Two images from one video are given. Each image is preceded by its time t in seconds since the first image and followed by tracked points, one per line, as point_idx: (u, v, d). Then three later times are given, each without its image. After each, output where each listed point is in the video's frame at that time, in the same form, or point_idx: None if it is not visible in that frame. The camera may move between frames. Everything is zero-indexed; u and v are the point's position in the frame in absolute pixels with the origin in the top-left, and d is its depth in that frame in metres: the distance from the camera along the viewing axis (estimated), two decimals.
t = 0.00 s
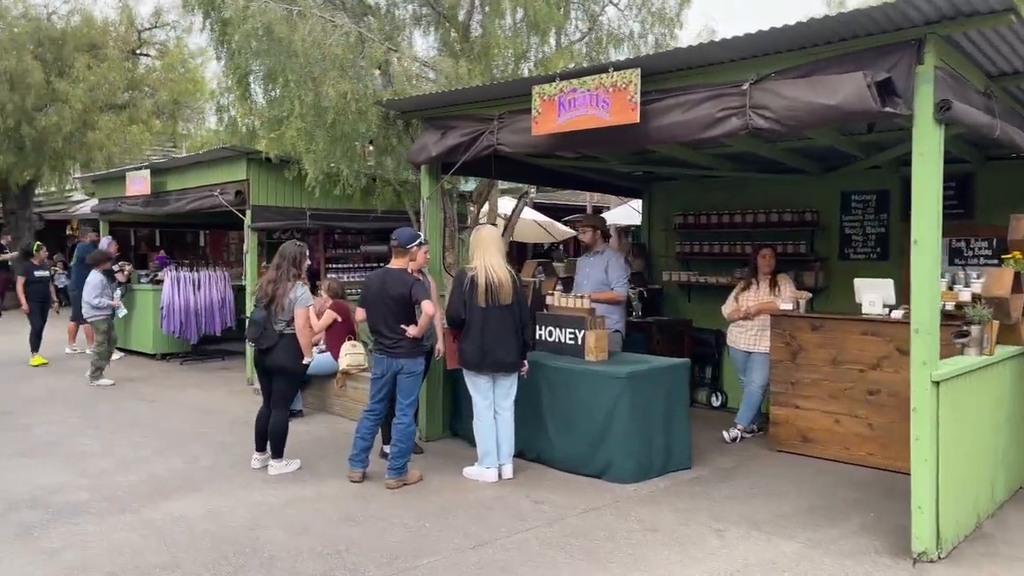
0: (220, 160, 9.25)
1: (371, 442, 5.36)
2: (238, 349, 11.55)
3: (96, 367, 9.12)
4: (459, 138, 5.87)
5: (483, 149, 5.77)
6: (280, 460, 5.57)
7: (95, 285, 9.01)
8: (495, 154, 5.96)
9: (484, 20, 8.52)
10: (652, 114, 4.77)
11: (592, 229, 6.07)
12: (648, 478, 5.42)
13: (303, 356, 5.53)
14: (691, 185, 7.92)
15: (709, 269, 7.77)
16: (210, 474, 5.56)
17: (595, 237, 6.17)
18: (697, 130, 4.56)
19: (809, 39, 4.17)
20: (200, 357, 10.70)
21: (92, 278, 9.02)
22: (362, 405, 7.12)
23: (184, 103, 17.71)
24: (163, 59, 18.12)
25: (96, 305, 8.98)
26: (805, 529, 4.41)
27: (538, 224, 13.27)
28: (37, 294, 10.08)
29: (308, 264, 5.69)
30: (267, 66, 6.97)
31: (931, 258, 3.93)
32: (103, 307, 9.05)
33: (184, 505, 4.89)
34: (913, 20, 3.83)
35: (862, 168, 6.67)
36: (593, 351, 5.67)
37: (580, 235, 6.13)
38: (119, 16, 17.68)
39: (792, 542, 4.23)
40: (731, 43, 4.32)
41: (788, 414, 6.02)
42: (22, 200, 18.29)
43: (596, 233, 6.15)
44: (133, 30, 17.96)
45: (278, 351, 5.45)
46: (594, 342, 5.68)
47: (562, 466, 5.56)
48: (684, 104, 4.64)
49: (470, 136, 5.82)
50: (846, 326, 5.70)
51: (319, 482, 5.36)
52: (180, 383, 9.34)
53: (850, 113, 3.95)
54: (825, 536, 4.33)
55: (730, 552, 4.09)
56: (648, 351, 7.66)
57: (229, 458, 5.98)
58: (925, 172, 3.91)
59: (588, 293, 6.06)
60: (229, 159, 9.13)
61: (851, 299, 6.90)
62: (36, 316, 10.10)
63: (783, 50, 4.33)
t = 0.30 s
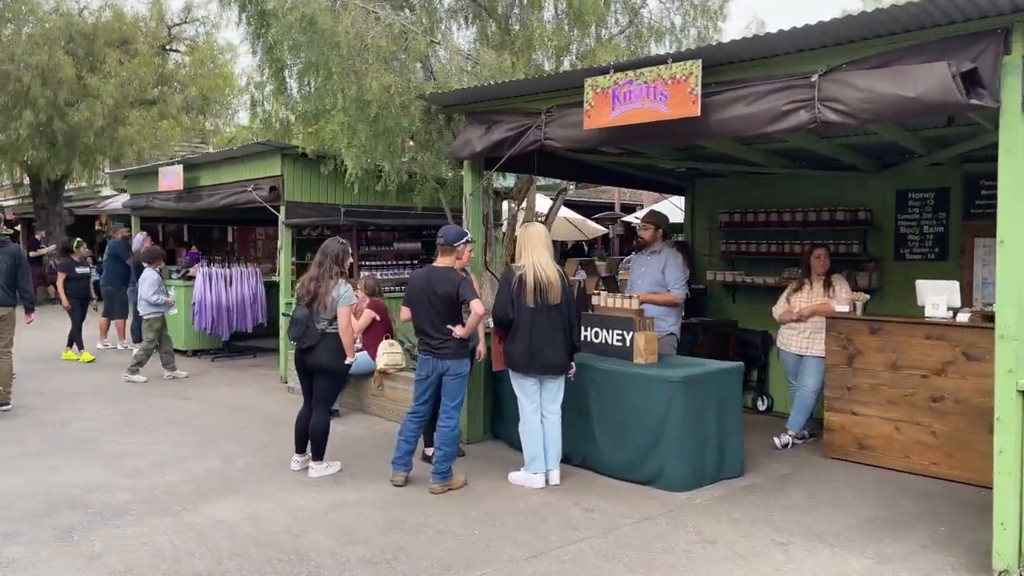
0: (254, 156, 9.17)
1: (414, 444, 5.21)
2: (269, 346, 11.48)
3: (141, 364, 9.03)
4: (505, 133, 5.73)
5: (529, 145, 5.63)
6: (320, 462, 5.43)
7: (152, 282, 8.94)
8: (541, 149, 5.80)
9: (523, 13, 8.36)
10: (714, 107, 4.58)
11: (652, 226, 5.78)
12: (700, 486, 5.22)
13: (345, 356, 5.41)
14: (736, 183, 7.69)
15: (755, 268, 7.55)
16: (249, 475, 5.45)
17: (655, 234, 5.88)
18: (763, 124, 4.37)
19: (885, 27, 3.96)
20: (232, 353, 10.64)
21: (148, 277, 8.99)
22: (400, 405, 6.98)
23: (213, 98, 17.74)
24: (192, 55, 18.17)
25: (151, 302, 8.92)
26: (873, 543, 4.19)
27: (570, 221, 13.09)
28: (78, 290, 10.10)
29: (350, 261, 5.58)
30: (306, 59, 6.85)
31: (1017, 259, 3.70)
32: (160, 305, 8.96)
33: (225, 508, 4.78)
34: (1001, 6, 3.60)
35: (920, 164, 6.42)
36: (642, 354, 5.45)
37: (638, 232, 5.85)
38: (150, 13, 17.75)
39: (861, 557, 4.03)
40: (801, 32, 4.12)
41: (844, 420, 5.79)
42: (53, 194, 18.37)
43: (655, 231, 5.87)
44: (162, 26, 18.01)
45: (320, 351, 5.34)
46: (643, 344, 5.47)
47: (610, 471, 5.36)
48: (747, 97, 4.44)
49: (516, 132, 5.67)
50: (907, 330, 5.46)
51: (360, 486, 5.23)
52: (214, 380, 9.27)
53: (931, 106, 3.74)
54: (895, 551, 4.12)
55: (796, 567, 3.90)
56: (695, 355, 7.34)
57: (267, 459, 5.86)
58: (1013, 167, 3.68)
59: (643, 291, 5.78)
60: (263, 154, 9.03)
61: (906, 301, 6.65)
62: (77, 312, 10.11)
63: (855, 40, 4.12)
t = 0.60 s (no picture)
0: (284, 150, 9.06)
1: (457, 446, 5.06)
2: (296, 342, 11.40)
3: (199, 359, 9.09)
4: (548, 125, 5.55)
5: (574, 137, 5.46)
6: (359, 463, 5.32)
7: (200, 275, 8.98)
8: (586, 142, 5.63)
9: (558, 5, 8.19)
10: (773, 97, 4.40)
11: (709, 224, 5.60)
12: (753, 491, 5.03)
13: (386, 354, 5.29)
14: (780, 178, 7.48)
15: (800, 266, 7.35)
16: (288, 476, 5.34)
17: (712, 232, 5.69)
18: (826, 114, 4.18)
19: (962, 12, 3.76)
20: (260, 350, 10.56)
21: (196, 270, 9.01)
22: (435, 405, 6.86)
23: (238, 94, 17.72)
24: (217, 51, 18.18)
25: (203, 296, 8.94)
26: (942, 554, 4.01)
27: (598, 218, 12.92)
28: (113, 286, 10.23)
29: (390, 257, 5.50)
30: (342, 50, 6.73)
31: None
32: (209, 297, 9.02)
33: (266, 510, 4.67)
34: None
35: (976, 158, 6.19)
36: (690, 354, 5.26)
37: (695, 230, 5.64)
38: (174, 8, 17.76)
39: (932, 569, 3.84)
40: (870, 18, 3.92)
41: (899, 424, 5.59)
42: (79, 190, 18.41)
43: (713, 230, 5.67)
44: (187, 22, 18.02)
45: (360, 349, 5.22)
46: (692, 343, 5.28)
47: (658, 475, 5.18)
48: (810, 86, 4.25)
49: (560, 124, 5.50)
50: (969, 331, 5.24)
51: (402, 488, 5.09)
52: (243, 376, 9.20)
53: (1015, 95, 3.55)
54: (968, 562, 3.92)
55: None
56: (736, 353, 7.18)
57: (304, 459, 5.75)
58: None
59: (696, 293, 5.64)
60: (294, 149, 8.92)
61: (960, 301, 6.42)
62: (110, 309, 10.20)
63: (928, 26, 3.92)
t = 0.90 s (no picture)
0: (313, 147, 8.93)
1: (502, 451, 4.92)
2: (322, 341, 11.29)
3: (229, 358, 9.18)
4: (594, 121, 5.37)
5: (620, 133, 5.28)
6: (400, 467, 5.19)
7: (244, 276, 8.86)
8: (632, 138, 5.44)
9: None
10: (839, 89, 4.21)
11: (762, 223, 5.44)
12: (809, 500, 4.84)
13: (428, 356, 5.18)
14: (825, 175, 7.27)
15: (846, 266, 7.14)
16: (327, 480, 5.20)
17: (765, 231, 5.54)
18: (898, 107, 3.99)
19: None
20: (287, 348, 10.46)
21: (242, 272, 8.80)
22: (470, 406, 6.70)
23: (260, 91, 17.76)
24: (239, 49, 18.17)
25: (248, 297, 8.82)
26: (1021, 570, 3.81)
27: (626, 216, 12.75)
28: (147, 285, 10.10)
29: (431, 256, 5.36)
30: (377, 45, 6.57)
31: None
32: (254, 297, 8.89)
33: (308, 517, 4.54)
34: None
35: None
36: (741, 357, 5.10)
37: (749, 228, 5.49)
38: (197, 6, 17.73)
39: None
40: (948, 6, 3.72)
41: (959, 430, 5.37)
42: (101, 187, 18.40)
43: (765, 228, 5.54)
44: (209, 19, 17.99)
45: (402, 350, 5.10)
46: (743, 347, 5.13)
47: (710, 482, 5.01)
48: (880, 78, 4.06)
49: (606, 119, 5.31)
50: None
51: (445, 494, 4.95)
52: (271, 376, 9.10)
53: None
54: None
55: None
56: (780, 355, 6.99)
57: (341, 462, 5.62)
58: None
59: (748, 294, 5.50)
60: (323, 146, 8.78)
61: (1017, 302, 6.19)
62: (142, 308, 10.11)
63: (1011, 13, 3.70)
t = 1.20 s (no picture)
0: (338, 141, 8.76)
1: (546, 453, 4.71)
2: (346, 339, 11.14)
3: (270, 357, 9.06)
4: (641, 109, 5.17)
5: (668, 122, 5.07)
6: (439, 469, 5.01)
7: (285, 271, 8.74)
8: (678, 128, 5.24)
9: None
10: (908, 74, 3.99)
11: (818, 216, 5.23)
12: (869, 506, 4.62)
13: (467, 354, 4.99)
14: (870, 168, 7.04)
15: (892, 262, 6.92)
16: (363, 483, 5.03)
17: (821, 225, 5.33)
18: (974, 92, 3.77)
19: None
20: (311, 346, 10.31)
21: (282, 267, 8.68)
22: (505, 406, 6.49)
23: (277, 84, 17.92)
24: (258, 45, 18.08)
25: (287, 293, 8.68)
26: None
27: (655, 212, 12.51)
28: (181, 281, 10.01)
29: (471, 251, 5.17)
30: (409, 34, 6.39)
31: None
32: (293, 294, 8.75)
33: (347, 522, 4.36)
34: None
35: None
36: (794, 357, 4.90)
37: (804, 222, 5.27)
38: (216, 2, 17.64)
39: None
40: None
41: (1021, 432, 5.13)
42: (120, 184, 18.33)
43: (822, 222, 5.34)
44: (228, 15, 17.91)
45: (442, 348, 4.91)
46: (796, 346, 4.92)
47: (763, 486, 4.80)
48: (953, 61, 3.84)
49: (653, 108, 5.11)
50: None
51: (487, 498, 4.75)
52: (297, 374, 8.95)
53: None
54: None
55: None
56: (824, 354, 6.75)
57: (376, 464, 5.44)
58: None
59: (800, 291, 5.30)
60: (349, 140, 8.60)
61: None
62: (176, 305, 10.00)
63: None
